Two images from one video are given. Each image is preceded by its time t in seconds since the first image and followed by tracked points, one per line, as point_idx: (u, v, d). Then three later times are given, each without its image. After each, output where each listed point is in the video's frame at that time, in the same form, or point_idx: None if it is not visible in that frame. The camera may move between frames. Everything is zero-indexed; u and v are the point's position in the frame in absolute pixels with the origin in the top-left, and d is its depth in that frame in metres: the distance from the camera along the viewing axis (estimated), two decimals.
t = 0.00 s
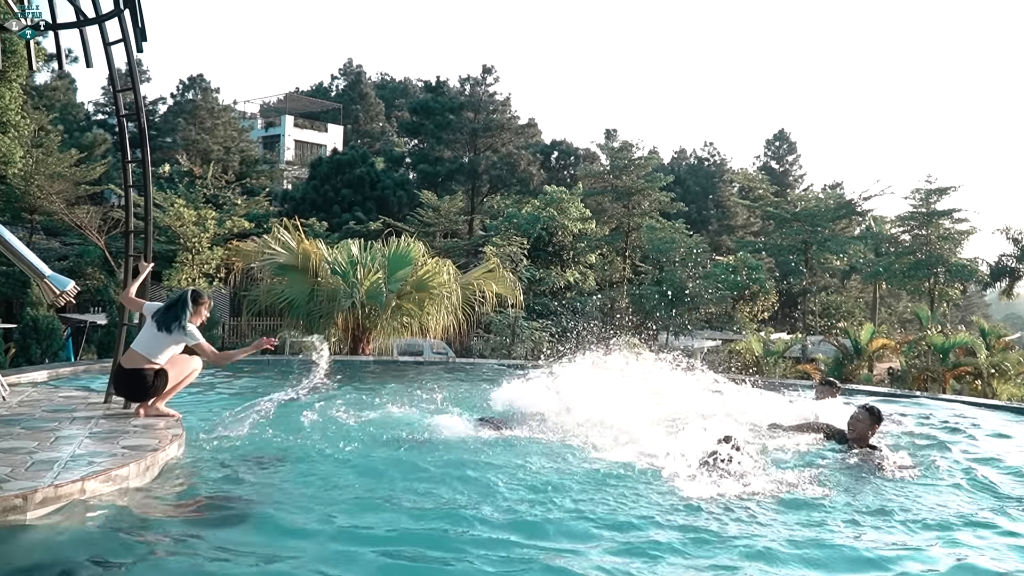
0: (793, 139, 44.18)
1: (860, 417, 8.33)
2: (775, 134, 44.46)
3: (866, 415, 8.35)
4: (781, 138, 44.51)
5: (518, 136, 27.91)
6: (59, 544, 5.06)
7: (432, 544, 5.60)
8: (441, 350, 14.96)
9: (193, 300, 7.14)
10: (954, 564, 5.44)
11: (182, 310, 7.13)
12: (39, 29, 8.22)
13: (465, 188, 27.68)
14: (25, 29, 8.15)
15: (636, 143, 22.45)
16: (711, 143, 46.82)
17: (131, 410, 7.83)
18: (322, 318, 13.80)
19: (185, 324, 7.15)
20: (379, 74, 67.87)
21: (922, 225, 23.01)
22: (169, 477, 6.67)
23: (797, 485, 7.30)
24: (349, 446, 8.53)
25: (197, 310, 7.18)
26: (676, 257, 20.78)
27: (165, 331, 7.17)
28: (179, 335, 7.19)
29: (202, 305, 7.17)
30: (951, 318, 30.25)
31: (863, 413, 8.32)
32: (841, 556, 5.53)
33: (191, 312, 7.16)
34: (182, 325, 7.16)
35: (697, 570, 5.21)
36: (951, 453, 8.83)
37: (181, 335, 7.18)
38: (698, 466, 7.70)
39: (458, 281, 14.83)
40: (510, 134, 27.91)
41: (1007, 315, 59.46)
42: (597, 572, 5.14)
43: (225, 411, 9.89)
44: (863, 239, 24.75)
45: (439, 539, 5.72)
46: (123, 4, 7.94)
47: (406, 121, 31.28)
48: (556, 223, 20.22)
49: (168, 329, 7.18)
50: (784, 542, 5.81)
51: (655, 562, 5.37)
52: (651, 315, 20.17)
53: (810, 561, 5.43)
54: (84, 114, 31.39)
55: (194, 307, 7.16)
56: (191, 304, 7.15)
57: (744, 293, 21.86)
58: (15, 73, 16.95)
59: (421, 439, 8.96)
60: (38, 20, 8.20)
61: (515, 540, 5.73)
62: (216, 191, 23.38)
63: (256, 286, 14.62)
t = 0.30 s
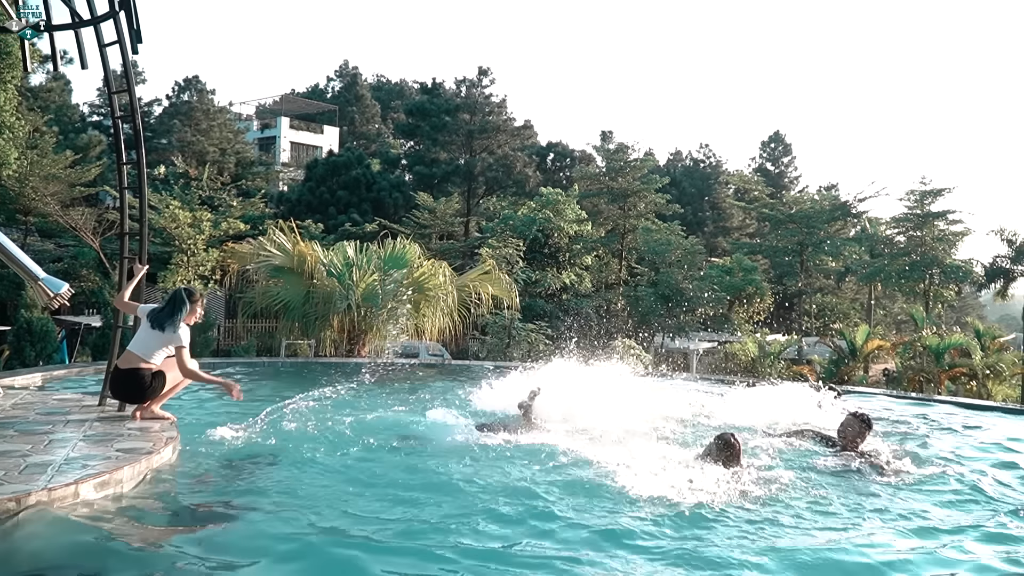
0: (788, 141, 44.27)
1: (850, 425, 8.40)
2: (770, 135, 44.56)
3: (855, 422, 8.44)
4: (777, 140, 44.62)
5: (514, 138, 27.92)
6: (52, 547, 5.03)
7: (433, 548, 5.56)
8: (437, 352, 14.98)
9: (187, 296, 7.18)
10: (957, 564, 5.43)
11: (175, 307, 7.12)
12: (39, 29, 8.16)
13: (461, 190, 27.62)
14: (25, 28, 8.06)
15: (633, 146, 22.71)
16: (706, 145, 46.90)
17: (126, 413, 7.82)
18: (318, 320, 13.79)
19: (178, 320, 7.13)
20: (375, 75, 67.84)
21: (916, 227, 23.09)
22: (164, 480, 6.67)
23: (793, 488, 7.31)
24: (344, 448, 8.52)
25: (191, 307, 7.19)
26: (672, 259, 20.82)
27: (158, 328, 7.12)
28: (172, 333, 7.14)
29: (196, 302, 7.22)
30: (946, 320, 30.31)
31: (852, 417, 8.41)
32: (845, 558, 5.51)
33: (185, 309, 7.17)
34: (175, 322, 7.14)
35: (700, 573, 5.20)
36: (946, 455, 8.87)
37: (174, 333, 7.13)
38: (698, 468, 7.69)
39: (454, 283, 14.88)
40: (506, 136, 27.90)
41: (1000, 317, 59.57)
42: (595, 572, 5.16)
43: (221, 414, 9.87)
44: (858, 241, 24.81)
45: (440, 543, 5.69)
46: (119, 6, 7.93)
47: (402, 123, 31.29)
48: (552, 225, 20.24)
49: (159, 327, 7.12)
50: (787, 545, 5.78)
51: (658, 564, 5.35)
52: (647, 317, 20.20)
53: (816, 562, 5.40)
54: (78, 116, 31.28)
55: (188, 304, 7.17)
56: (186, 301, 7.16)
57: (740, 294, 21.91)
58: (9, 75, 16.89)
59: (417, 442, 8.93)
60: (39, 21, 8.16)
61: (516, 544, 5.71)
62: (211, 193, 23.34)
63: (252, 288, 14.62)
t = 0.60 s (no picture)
0: (783, 145, 44.44)
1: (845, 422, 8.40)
2: (765, 139, 44.70)
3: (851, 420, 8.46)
4: (771, 143, 44.77)
5: (509, 142, 27.99)
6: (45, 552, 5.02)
7: (437, 556, 5.56)
8: (432, 356, 15.02)
9: (179, 312, 7.20)
10: (951, 569, 5.47)
11: (170, 322, 7.13)
12: (39, 29, 8.18)
13: (456, 194, 27.64)
14: (25, 29, 8.09)
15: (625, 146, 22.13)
16: (701, 148, 47.01)
17: (120, 419, 7.80)
18: (312, 324, 13.77)
19: (172, 336, 7.09)
20: (370, 79, 67.87)
21: (910, 230, 23.15)
22: (158, 485, 6.65)
23: (788, 491, 7.32)
24: (338, 453, 8.51)
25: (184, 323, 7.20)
26: (667, 262, 20.87)
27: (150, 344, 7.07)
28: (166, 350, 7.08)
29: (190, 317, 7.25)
30: (940, 322, 30.45)
31: (844, 416, 8.43)
32: (848, 564, 5.52)
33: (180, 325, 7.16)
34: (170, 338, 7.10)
35: None
36: (940, 458, 8.89)
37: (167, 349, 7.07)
38: (693, 472, 7.69)
39: (449, 287, 14.85)
40: (501, 140, 27.94)
41: (993, 320, 59.84)
42: None
43: (215, 419, 9.86)
44: (853, 244, 24.90)
45: (445, 550, 5.68)
46: (114, 10, 7.93)
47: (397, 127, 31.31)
48: (548, 229, 20.26)
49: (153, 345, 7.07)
50: (790, 551, 5.80)
51: (662, 570, 5.36)
52: (642, 321, 20.25)
53: (821, 568, 5.41)
54: (73, 119, 31.21)
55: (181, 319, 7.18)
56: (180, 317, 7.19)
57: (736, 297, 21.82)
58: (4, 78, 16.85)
59: (412, 446, 8.93)
60: (38, 21, 8.18)
61: (518, 551, 5.72)
62: (206, 197, 23.30)
63: (246, 292, 14.54)
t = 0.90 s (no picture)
0: (776, 151, 44.61)
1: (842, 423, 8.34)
2: (758, 145, 44.84)
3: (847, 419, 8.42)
4: (764, 150, 44.91)
5: (503, 148, 28.02)
6: (34, 562, 4.95)
7: (439, 560, 5.55)
8: (426, 362, 15.01)
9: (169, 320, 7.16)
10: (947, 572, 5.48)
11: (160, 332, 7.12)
12: (38, 29, 8.20)
13: (450, 201, 27.64)
14: (26, 29, 8.17)
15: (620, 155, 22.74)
16: (695, 154, 47.12)
17: (110, 426, 7.76)
18: (306, 330, 13.73)
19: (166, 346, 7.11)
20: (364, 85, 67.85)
21: (903, 236, 23.22)
22: (148, 493, 6.61)
23: (780, 496, 7.32)
24: (330, 460, 8.47)
25: (176, 331, 7.21)
26: (661, 268, 20.91)
27: (143, 353, 7.08)
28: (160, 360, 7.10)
29: (180, 325, 7.24)
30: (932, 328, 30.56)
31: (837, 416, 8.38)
32: (851, 568, 5.52)
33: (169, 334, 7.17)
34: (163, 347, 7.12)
35: None
36: (931, 463, 8.92)
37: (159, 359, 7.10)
38: (686, 478, 7.70)
39: (443, 293, 14.84)
40: (495, 146, 27.99)
41: (986, 324, 60.11)
42: None
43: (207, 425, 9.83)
44: (845, 250, 25.01)
45: (446, 554, 5.67)
46: (106, 17, 7.91)
47: (390, 133, 31.31)
48: (541, 234, 20.26)
49: (146, 354, 7.08)
50: (792, 555, 5.79)
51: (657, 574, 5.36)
52: (636, 327, 20.27)
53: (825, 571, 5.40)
54: (65, 125, 31.12)
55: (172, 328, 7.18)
56: (171, 325, 7.18)
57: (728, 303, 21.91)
58: None
59: (405, 452, 8.92)
60: (37, 22, 8.22)
61: (521, 555, 5.71)
62: (199, 203, 23.24)
63: (239, 299, 14.51)
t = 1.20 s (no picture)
0: (769, 157, 44.79)
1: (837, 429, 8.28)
2: (751, 151, 45.01)
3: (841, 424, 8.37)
4: (757, 156, 45.07)
5: (497, 154, 28.06)
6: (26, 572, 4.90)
7: (442, 567, 5.52)
8: (421, 368, 15.03)
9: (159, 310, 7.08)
10: None
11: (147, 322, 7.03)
12: (38, 28, 8.18)
13: (444, 207, 27.65)
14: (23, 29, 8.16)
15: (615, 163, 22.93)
16: (688, 161, 47.23)
17: (103, 433, 7.72)
18: (299, 336, 13.72)
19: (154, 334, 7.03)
20: (358, 91, 67.85)
21: (896, 242, 23.31)
22: (141, 501, 6.57)
23: (776, 503, 7.30)
24: (325, 466, 8.44)
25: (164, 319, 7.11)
26: (655, 274, 20.96)
27: (133, 345, 7.02)
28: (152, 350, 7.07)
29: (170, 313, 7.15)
30: (925, 333, 30.66)
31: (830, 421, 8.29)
32: (859, 573, 5.50)
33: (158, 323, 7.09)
34: (152, 336, 7.05)
35: None
36: (924, 468, 8.94)
37: (150, 348, 7.05)
38: (681, 485, 7.68)
39: (436, 299, 14.89)
40: (489, 152, 28.03)
41: (978, 330, 60.40)
42: None
43: (200, 432, 9.78)
44: (838, 256, 25.11)
45: (449, 561, 5.64)
46: (99, 23, 7.89)
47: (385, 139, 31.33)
48: (536, 240, 20.28)
49: (136, 346, 7.02)
50: (799, 562, 5.76)
51: None
52: (630, 334, 20.28)
53: None
54: (58, 131, 31.03)
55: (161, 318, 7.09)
56: (160, 313, 7.09)
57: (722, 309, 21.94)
58: None
59: (399, 458, 8.89)
60: (37, 21, 8.19)
61: (527, 561, 5.69)
62: (192, 209, 23.19)
63: (232, 305, 14.47)
